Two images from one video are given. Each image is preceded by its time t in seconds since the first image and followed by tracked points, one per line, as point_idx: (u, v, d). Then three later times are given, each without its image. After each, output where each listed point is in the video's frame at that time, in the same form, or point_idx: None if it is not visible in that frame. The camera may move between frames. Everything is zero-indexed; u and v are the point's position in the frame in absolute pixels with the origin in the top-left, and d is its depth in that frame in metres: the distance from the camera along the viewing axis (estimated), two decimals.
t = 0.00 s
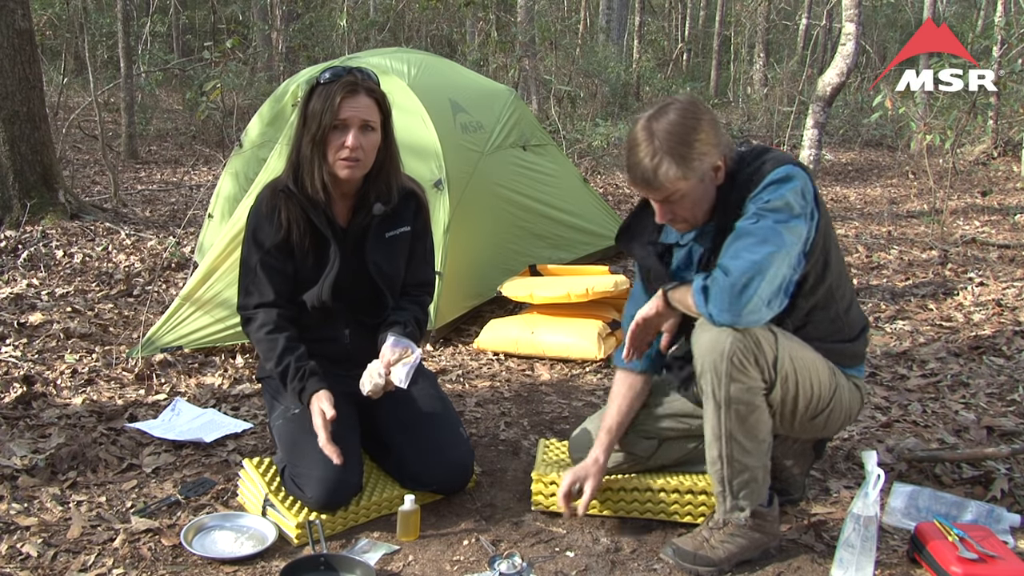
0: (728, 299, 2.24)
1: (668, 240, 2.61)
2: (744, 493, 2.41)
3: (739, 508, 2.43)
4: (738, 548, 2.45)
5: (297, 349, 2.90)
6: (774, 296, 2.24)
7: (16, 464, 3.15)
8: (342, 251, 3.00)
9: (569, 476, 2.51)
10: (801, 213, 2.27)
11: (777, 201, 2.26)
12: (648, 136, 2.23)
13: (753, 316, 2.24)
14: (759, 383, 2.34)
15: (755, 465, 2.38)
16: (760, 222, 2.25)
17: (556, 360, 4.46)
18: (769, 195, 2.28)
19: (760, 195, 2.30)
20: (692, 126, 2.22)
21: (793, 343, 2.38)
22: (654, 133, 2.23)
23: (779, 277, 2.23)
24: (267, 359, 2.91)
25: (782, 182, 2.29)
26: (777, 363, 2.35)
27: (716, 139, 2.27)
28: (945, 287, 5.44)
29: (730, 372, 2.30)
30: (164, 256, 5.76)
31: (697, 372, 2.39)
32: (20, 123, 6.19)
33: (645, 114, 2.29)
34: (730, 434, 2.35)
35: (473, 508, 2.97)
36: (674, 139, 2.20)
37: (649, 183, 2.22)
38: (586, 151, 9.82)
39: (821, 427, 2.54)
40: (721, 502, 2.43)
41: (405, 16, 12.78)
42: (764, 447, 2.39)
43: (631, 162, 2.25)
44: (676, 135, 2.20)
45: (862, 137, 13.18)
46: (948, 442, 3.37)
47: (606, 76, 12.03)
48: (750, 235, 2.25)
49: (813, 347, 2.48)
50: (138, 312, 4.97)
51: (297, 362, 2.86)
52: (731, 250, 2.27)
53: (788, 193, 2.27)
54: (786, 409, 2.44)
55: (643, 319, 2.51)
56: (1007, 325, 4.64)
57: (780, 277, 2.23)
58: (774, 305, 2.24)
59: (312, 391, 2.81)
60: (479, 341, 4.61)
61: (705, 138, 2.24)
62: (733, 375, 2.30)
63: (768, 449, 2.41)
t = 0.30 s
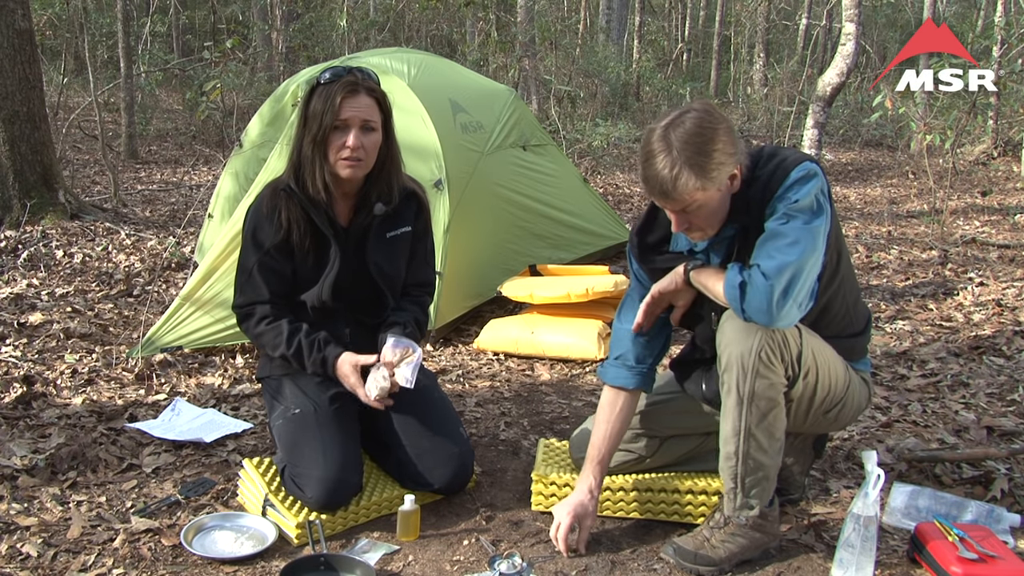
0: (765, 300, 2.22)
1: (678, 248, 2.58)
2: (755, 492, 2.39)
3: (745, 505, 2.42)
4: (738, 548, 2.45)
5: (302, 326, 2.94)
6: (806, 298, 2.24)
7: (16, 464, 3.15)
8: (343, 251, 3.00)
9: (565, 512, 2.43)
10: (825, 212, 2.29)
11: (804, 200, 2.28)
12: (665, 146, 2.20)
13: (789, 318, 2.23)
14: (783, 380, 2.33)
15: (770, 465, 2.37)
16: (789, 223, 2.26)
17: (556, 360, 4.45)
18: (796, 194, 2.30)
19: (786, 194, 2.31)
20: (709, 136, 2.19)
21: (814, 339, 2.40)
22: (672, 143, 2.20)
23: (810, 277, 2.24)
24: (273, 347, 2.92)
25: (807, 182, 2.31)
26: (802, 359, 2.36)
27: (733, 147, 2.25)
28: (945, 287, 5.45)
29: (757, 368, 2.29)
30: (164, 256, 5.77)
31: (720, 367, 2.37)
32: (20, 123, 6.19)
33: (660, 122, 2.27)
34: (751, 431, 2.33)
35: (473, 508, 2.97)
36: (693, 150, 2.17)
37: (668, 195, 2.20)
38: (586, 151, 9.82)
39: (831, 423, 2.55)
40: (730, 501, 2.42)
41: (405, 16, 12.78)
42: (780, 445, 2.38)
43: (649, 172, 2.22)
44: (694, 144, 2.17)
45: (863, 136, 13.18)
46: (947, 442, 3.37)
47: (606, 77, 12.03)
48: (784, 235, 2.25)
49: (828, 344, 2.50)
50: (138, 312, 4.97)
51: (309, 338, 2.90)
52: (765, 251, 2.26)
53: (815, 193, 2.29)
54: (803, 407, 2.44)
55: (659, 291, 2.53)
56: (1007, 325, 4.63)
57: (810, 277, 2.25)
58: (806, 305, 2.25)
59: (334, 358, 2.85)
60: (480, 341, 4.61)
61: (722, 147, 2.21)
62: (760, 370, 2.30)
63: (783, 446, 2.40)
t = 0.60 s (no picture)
0: (760, 302, 2.22)
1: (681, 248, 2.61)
2: (753, 492, 2.39)
3: (745, 506, 2.42)
4: (738, 548, 2.45)
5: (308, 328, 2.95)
6: (803, 300, 2.24)
7: (16, 464, 3.15)
8: (343, 251, 3.01)
9: (562, 512, 2.42)
10: (826, 215, 2.29)
11: (805, 202, 2.27)
12: (666, 143, 2.20)
13: (785, 320, 2.23)
14: (781, 382, 2.33)
15: (768, 466, 2.37)
16: (788, 225, 2.26)
17: (555, 360, 4.45)
18: (797, 196, 2.30)
19: (786, 196, 2.31)
20: (710, 132, 2.19)
21: (813, 341, 2.40)
22: (673, 141, 2.20)
23: (808, 279, 2.24)
24: (278, 349, 2.93)
25: (808, 183, 2.31)
26: (800, 361, 2.36)
27: (735, 144, 2.25)
28: (945, 287, 5.45)
29: (755, 369, 2.29)
30: (164, 256, 5.76)
31: (719, 368, 2.37)
32: (20, 123, 6.19)
33: (662, 120, 2.28)
34: (748, 432, 2.33)
35: (473, 508, 2.97)
36: (694, 146, 2.17)
37: (669, 192, 2.20)
38: (586, 151, 9.81)
39: (830, 425, 2.55)
40: (729, 501, 2.42)
41: (405, 16, 12.78)
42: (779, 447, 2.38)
43: (650, 170, 2.22)
44: (694, 140, 2.17)
45: (863, 136, 13.17)
46: (948, 442, 3.37)
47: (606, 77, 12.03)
48: (781, 237, 2.25)
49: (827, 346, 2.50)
50: (138, 312, 4.97)
51: (315, 340, 2.90)
52: (762, 253, 2.27)
53: (816, 194, 2.29)
54: (801, 408, 2.44)
55: (660, 293, 2.54)
56: (1007, 325, 4.63)
57: (807, 279, 2.25)
58: (803, 307, 2.25)
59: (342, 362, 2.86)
60: (479, 341, 4.61)
61: (723, 143, 2.21)
62: (758, 372, 2.30)
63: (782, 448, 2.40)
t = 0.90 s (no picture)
0: (764, 303, 2.22)
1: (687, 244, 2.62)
2: (753, 493, 2.40)
3: (745, 506, 2.42)
4: (738, 548, 2.45)
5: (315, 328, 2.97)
6: (806, 303, 2.24)
7: (16, 464, 3.15)
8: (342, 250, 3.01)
9: (568, 498, 2.34)
10: (833, 218, 2.29)
11: (813, 205, 2.27)
12: (677, 139, 2.21)
13: (788, 323, 2.23)
14: (782, 382, 2.33)
15: (768, 466, 2.37)
16: (795, 227, 2.26)
17: (556, 360, 4.46)
18: (805, 199, 2.29)
19: (793, 198, 2.32)
20: (720, 128, 2.20)
21: (814, 342, 2.40)
22: (683, 137, 2.20)
23: (811, 283, 2.24)
24: (283, 348, 2.95)
25: (817, 186, 2.31)
26: (801, 362, 2.35)
27: (745, 140, 2.25)
28: (945, 287, 5.45)
29: (755, 370, 2.29)
30: (164, 256, 5.76)
31: (720, 368, 2.37)
32: (20, 123, 6.19)
33: (672, 114, 2.28)
34: (747, 432, 2.33)
35: (473, 507, 2.97)
36: (703, 141, 2.18)
37: (679, 186, 2.20)
38: (586, 151, 9.80)
39: (830, 427, 2.55)
40: (729, 500, 2.42)
41: (405, 16, 12.78)
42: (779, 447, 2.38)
43: (660, 165, 2.22)
44: (705, 136, 2.18)
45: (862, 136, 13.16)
46: (948, 442, 3.37)
47: (606, 76, 12.03)
48: (787, 239, 2.25)
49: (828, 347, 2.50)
50: (138, 312, 4.97)
51: (322, 340, 2.91)
52: (767, 254, 2.26)
53: (825, 198, 2.29)
54: (801, 410, 2.44)
55: (664, 292, 2.55)
56: (1007, 325, 4.63)
57: (812, 282, 2.25)
58: (806, 311, 2.25)
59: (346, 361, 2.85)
60: (479, 341, 4.61)
61: (734, 139, 2.21)
62: (758, 373, 2.29)
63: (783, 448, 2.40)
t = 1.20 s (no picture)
0: (764, 304, 2.22)
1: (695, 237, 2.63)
2: (753, 492, 2.40)
3: (745, 506, 2.42)
4: (738, 549, 2.45)
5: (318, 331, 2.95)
6: (807, 306, 2.24)
7: (16, 464, 3.15)
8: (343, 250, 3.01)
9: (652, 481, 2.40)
10: (840, 222, 2.29)
11: (820, 208, 2.27)
12: (686, 134, 2.21)
13: (786, 325, 2.23)
14: (782, 383, 2.33)
15: (767, 466, 2.37)
16: (800, 229, 2.26)
17: (555, 360, 4.46)
18: (812, 202, 2.29)
19: (801, 201, 2.32)
20: (730, 124, 2.20)
21: (814, 344, 2.40)
22: (693, 132, 2.21)
23: (814, 286, 2.24)
24: (286, 349, 2.94)
25: (826, 190, 2.31)
26: (801, 363, 2.35)
27: (756, 138, 2.25)
28: (945, 287, 5.45)
29: (755, 370, 2.29)
30: (164, 256, 5.76)
31: (720, 367, 2.37)
32: (20, 123, 6.19)
33: (685, 108, 2.29)
34: (747, 432, 2.33)
35: (473, 508, 2.97)
36: (715, 137, 2.18)
37: (688, 182, 2.21)
38: (585, 151, 9.80)
39: (830, 428, 2.55)
40: (729, 500, 2.42)
41: (405, 16, 12.77)
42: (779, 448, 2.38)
43: (670, 160, 2.23)
44: (716, 132, 2.18)
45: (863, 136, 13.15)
46: (948, 442, 3.37)
47: (606, 76, 12.03)
48: (792, 241, 2.25)
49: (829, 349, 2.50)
50: (138, 312, 4.97)
51: (325, 341, 2.91)
52: (771, 255, 2.26)
53: (833, 202, 2.29)
54: (801, 411, 2.44)
55: (670, 293, 2.61)
56: (1007, 325, 4.63)
57: (814, 284, 2.24)
58: (807, 313, 2.24)
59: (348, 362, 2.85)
60: (479, 341, 4.60)
61: (744, 135, 2.22)
62: (758, 373, 2.29)
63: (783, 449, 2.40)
